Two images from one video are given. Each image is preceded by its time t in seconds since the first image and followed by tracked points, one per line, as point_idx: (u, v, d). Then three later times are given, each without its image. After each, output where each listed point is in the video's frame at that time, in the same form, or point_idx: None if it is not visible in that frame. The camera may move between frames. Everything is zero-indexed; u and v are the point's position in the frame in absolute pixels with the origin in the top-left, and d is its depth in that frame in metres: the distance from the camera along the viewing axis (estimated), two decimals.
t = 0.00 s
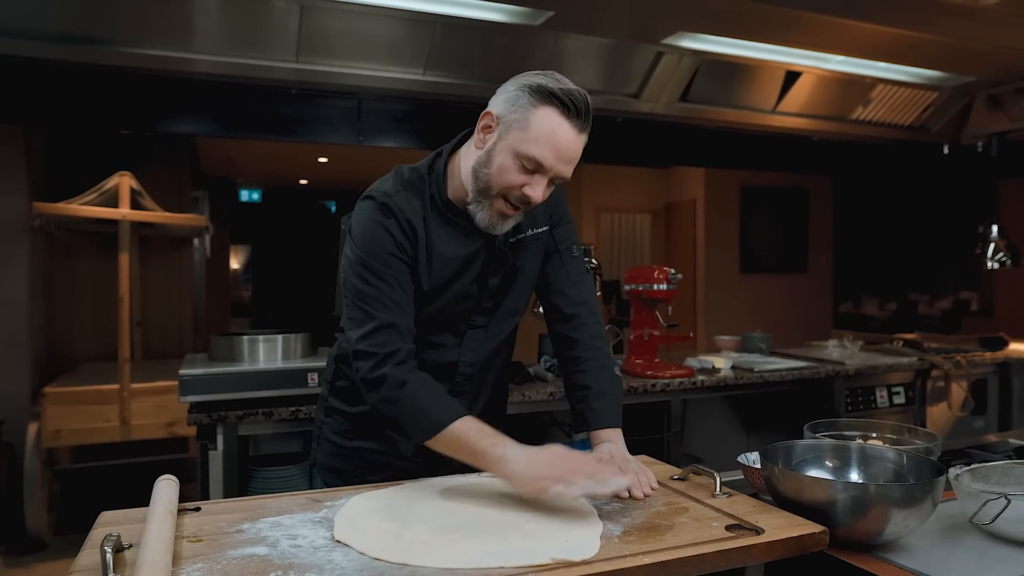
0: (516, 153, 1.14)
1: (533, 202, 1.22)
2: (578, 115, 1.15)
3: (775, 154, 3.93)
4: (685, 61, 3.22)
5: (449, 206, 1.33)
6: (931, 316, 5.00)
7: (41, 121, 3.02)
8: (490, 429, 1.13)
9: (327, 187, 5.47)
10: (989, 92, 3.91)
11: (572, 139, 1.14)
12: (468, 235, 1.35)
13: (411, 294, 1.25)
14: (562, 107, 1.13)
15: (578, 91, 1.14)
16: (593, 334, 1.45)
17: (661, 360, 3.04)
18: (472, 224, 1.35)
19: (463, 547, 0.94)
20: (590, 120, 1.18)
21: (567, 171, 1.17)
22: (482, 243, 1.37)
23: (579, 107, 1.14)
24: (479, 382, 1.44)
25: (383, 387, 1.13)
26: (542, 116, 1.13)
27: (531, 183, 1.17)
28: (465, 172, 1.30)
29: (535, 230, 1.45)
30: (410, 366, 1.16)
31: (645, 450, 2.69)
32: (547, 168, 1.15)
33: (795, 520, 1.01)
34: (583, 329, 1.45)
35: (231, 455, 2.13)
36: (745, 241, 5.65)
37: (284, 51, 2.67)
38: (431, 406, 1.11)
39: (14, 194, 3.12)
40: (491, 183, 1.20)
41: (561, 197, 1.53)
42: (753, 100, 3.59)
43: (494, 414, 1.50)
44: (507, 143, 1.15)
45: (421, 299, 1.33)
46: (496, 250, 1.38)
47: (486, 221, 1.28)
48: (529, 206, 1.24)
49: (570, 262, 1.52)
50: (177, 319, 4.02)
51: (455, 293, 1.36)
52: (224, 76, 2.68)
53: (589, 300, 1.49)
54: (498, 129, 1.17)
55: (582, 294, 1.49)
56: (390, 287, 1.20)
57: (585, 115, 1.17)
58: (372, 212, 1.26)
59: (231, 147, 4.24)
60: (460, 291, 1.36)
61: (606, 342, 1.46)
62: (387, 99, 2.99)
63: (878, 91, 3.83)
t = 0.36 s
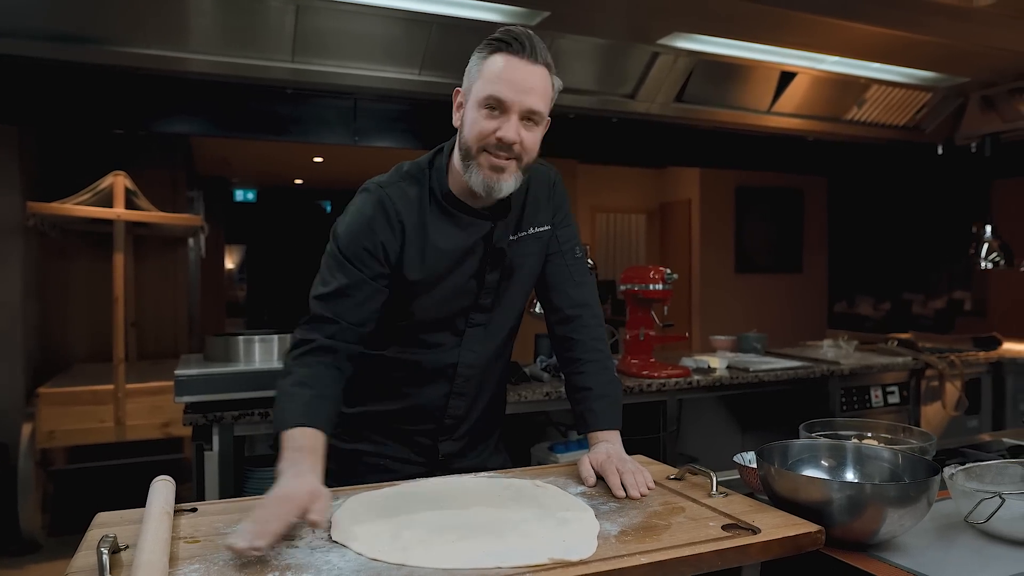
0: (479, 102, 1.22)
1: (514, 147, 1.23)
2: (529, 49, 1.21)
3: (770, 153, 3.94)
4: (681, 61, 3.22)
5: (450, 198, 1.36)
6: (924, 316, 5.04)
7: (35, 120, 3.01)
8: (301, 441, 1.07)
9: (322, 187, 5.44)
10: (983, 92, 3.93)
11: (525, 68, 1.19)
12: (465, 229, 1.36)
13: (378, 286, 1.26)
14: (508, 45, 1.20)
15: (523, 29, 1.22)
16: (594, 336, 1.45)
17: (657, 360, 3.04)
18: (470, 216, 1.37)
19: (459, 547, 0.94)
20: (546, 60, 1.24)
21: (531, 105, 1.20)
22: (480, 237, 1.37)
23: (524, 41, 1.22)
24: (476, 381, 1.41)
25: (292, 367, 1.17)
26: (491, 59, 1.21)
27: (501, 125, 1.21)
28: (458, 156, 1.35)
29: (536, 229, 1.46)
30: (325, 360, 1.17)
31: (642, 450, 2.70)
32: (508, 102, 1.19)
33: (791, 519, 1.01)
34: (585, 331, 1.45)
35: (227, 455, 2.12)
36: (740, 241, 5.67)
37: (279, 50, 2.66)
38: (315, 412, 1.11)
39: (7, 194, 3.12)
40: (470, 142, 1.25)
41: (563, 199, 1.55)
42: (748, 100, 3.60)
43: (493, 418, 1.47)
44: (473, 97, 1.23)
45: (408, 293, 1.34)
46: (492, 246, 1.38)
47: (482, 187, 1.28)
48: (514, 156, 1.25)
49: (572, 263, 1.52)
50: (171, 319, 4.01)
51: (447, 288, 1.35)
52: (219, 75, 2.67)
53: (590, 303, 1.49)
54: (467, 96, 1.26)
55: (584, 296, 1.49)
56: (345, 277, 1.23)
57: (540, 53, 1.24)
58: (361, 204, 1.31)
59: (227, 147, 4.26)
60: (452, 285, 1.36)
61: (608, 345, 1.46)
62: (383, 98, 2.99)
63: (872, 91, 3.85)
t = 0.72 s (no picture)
0: (461, 78, 1.25)
1: (489, 123, 1.24)
2: (515, 34, 1.26)
3: (765, 154, 3.95)
4: (677, 62, 3.23)
5: (429, 189, 1.34)
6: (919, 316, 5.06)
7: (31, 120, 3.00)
8: (267, 450, 1.09)
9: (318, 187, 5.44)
10: (977, 93, 3.95)
11: (508, 49, 1.24)
12: (437, 218, 1.35)
13: (350, 263, 1.27)
14: (497, 29, 1.25)
15: (512, 18, 1.28)
16: (606, 345, 1.44)
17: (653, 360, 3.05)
18: (445, 207, 1.36)
19: (459, 549, 0.95)
20: (532, 50, 1.29)
21: (510, 83, 1.23)
22: (451, 230, 1.36)
23: (512, 27, 1.26)
24: (444, 381, 1.39)
25: (264, 366, 1.14)
26: (480, 41, 1.25)
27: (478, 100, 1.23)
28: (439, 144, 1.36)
29: (522, 231, 1.42)
30: (291, 337, 1.17)
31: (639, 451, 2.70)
32: (487, 77, 1.22)
33: (789, 520, 1.02)
34: (596, 340, 1.44)
35: (224, 457, 2.12)
36: (736, 241, 5.68)
37: (276, 50, 2.66)
38: (275, 423, 1.10)
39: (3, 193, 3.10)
40: (447, 118, 1.26)
41: (568, 204, 1.52)
42: (744, 101, 3.61)
43: (465, 425, 1.44)
44: (456, 76, 1.27)
45: (377, 281, 1.34)
46: (464, 241, 1.36)
47: (453, 165, 1.26)
48: (488, 134, 1.24)
49: (580, 271, 1.50)
50: (168, 319, 4.00)
51: (417, 279, 1.35)
52: (215, 75, 2.67)
53: (601, 312, 1.48)
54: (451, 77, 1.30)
55: (594, 304, 1.47)
56: (319, 248, 1.23)
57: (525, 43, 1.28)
58: (341, 183, 1.32)
59: (224, 146, 4.25)
60: (420, 277, 1.35)
61: (618, 354, 1.45)
62: (381, 98, 2.99)
63: (867, 92, 3.86)
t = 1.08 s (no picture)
0: (420, 69, 1.25)
1: (455, 103, 1.23)
2: (464, 13, 1.26)
3: (762, 154, 3.96)
4: (674, 63, 3.23)
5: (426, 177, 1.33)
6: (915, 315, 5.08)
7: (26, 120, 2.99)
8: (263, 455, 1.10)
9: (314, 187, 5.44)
10: (973, 94, 3.96)
11: (459, 28, 1.23)
12: (429, 215, 1.33)
13: (344, 263, 1.26)
14: (445, 14, 1.26)
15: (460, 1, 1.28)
16: (597, 346, 1.44)
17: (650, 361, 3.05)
18: (438, 203, 1.34)
19: (457, 550, 0.95)
20: (487, 27, 1.28)
21: (467, 59, 1.22)
22: (443, 229, 1.34)
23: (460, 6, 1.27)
24: (454, 391, 1.38)
25: (252, 388, 1.13)
26: (432, 30, 1.26)
27: (437, 83, 1.23)
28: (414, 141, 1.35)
29: (516, 229, 1.41)
30: (282, 344, 1.16)
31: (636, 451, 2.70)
32: (442, 58, 1.22)
33: (786, 520, 1.02)
34: (586, 342, 1.44)
35: (221, 457, 2.13)
36: (732, 241, 5.68)
37: (273, 50, 2.66)
38: (262, 445, 1.10)
39: None
40: (413, 110, 1.26)
41: (558, 198, 1.51)
42: (740, 101, 3.61)
43: (477, 428, 1.44)
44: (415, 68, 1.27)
45: (373, 283, 1.33)
46: (458, 243, 1.34)
47: (429, 155, 1.25)
48: (457, 116, 1.23)
49: (570, 269, 1.49)
50: (164, 319, 3.98)
51: (416, 282, 1.34)
52: (211, 75, 2.66)
53: (593, 311, 1.48)
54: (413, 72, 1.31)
55: (585, 304, 1.47)
56: (309, 249, 1.22)
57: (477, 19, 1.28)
58: (333, 176, 1.30)
59: (220, 146, 4.24)
60: (416, 281, 1.33)
61: (609, 356, 1.45)
62: (378, 99, 2.99)
63: (864, 92, 3.87)
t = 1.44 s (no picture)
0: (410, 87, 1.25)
1: (451, 109, 1.22)
2: (430, 15, 1.21)
3: (760, 155, 3.97)
4: (671, 64, 3.23)
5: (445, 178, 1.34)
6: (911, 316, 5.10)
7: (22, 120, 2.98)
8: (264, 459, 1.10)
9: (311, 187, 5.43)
10: (969, 95, 3.97)
11: (429, 35, 1.20)
12: (455, 216, 1.34)
13: (364, 271, 1.25)
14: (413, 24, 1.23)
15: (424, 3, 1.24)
16: (610, 345, 1.45)
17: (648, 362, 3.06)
18: (461, 203, 1.34)
19: (456, 554, 0.94)
20: (459, 17, 1.23)
21: (447, 62, 1.19)
22: (469, 230, 1.34)
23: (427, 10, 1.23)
24: (488, 392, 1.40)
25: (263, 399, 1.13)
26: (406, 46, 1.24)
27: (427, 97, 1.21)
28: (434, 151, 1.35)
29: (543, 226, 1.41)
30: (301, 355, 1.16)
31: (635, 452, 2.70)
32: (423, 72, 1.20)
33: (785, 524, 1.02)
34: (597, 343, 1.44)
35: (219, 459, 2.12)
36: (729, 241, 5.69)
37: (270, 51, 2.65)
38: (269, 457, 1.10)
39: None
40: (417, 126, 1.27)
41: (582, 193, 1.50)
42: (738, 102, 3.62)
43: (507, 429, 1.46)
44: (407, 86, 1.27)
45: (399, 287, 1.33)
46: (487, 242, 1.34)
47: (445, 166, 1.26)
48: (457, 120, 1.22)
49: (589, 268, 1.48)
50: (160, 319, 3.97)
51: (445, 285, 1.34)
52: (208, 76, 2.65)
53: (606, 309, 1.48)
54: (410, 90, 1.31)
55: (601, 303, 1.47)
56: (327, 258, 1.22)
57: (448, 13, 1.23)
58: (354, 180, 1.29)
59: (216, 146, 4.24)
60: (446, 284, 1.34)
61: (618, 358, 1.46)
62: (375, 99, 2.99)
63: (861, 94, 3.88)
